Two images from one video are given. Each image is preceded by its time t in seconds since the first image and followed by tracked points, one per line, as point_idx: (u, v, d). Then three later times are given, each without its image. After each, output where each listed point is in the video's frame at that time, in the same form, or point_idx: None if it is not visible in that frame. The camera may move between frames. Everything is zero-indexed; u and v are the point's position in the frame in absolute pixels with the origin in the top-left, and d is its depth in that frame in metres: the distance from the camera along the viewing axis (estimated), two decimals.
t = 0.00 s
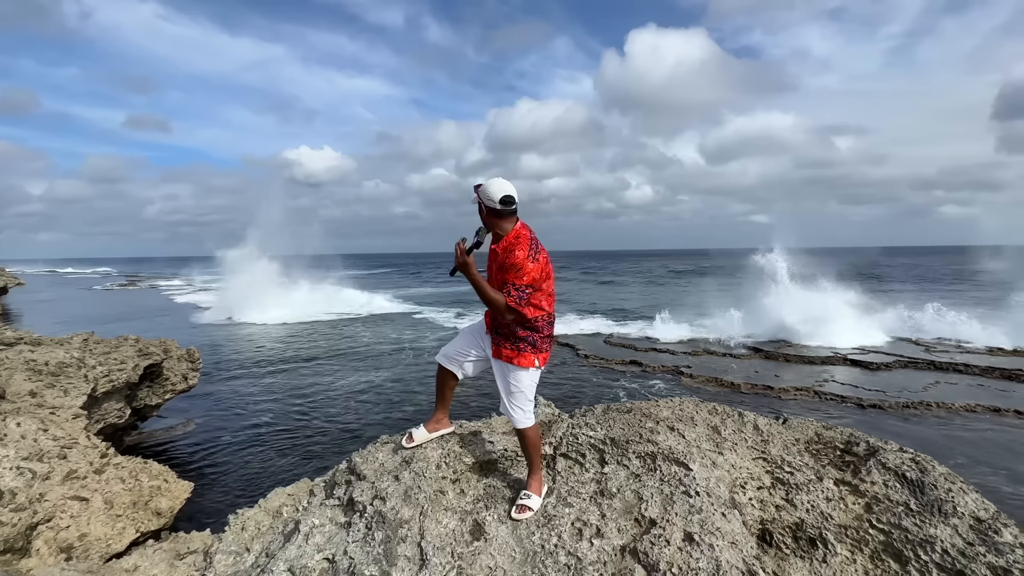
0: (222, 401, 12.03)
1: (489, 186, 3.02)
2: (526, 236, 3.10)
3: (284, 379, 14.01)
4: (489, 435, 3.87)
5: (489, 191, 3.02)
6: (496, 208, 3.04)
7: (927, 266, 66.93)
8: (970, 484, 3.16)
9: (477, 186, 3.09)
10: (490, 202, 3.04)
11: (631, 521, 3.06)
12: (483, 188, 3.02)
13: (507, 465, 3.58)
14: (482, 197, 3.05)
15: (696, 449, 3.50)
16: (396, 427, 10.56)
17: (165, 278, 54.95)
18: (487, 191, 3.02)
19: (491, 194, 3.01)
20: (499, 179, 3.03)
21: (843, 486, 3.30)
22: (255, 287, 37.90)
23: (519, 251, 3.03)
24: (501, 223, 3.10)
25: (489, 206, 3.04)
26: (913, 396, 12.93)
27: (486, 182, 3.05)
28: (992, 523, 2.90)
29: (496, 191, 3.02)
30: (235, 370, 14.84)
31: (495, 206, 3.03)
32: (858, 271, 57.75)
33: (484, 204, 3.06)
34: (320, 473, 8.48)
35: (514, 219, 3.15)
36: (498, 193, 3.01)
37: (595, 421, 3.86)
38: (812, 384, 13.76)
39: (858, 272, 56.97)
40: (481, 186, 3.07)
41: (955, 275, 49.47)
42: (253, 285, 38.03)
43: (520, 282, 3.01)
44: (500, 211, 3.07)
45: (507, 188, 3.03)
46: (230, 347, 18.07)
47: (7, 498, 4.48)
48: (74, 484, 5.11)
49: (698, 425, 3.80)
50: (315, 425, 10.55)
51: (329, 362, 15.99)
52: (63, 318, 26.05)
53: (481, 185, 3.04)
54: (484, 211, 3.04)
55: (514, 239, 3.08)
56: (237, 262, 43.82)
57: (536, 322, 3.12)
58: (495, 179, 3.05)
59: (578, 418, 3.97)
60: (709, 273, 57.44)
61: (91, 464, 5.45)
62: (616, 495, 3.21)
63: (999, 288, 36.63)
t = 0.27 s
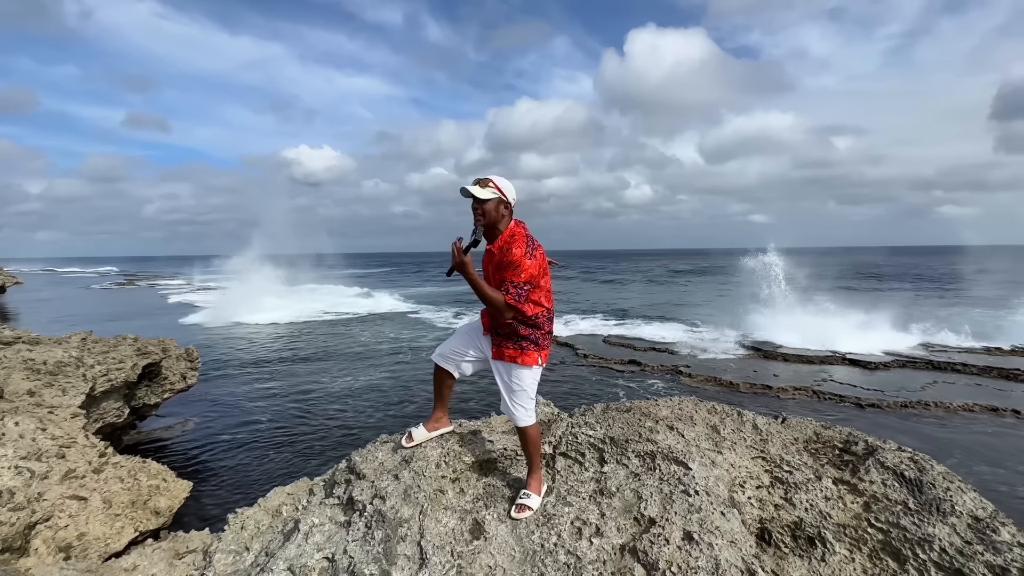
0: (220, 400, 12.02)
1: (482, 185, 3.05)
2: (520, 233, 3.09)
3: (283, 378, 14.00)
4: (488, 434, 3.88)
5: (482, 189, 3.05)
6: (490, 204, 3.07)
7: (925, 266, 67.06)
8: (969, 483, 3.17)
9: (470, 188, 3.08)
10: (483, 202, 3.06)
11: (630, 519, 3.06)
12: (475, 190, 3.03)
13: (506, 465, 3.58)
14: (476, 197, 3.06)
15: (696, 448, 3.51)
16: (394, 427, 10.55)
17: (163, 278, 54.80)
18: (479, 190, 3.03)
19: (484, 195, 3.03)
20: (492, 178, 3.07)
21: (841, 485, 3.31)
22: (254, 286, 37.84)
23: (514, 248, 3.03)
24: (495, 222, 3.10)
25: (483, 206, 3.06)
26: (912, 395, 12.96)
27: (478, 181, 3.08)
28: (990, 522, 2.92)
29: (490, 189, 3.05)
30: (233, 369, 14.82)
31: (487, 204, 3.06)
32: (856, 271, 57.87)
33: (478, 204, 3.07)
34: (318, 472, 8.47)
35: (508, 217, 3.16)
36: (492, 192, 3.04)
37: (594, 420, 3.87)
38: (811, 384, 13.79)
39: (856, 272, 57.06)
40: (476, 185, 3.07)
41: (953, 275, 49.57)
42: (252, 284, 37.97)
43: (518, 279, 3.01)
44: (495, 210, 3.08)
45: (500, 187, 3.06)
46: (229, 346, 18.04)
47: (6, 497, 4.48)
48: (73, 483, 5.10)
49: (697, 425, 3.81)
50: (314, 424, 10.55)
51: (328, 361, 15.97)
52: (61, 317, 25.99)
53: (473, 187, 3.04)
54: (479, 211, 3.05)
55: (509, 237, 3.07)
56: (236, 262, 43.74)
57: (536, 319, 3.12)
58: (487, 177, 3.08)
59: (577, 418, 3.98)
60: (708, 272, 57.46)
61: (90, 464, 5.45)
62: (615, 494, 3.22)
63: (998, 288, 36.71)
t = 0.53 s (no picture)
0: (219, 400, 12.01)
1: (500, 192, 2.94)
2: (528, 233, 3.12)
3: (282, 378, 13.98)
4: (487, 433, 3.88)
5: (501, 196, 2.94)
6: (506, 211, 2.99)
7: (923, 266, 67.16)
8: (966, 482, 3.18)
9: (483, 194, 2.97)
10: (503, 209, 2.97)
11: (629, 519, 3.07)
12: (496, 198, 2.91)
13: (506, 464, 3.58)
14: (492, 203, 2.95)
15: (695, 447, 3.52)
16: (393, 426, 10.55)
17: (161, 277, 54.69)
18: (502, 199, 2.92)
19: (506, 202, 2.94)
20: (508, 185, 2.98)
21: (839, 484, 3.32)
22: (253, 286, 37.82)
23: (530, 249, 3.04)
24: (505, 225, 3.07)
25: (502, 213, 2.97)
26: (910, 395, 12.98)
27: (495, 189, 2.94)
28: (988, 521, 2.92)
29: (509, 196, 2.96)
30: (232, 369, 14.80)
31: (505, 211, 2.98)
32: (855, 271, 57.96)
33: (497, 212, 2.96)
34: (317, 472, 8.47)
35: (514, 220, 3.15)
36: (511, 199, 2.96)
37: (593, 420, 3.88)
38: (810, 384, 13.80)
39: (855, 271, 57.15)
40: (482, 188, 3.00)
41: (951, 275, 49.65)
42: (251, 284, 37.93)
43: (534, 277, 3.03)
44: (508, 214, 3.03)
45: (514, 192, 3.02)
46: (228, 345, 18.01)
47: (4, 496, 4.48)
48: (71, 483, 5.09)
49: (696, 424, 3.81)
50: (313, 424, 10.54)
51: (327, 361, 15.96)
52: (59, 317, 25.95)
53: (491, 194, 2.92)
54: (498, 220, 2.95)
55: (519, 238, 3.08)
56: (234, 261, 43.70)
57: (547, 317, 3.16)
58: (503, 184, 2.97)
59: (576, 417, 3.98)
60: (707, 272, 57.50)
61: (88, 463, 5.44)
62: (615, 493, 3.22)
63: (996, 288, 36.78)
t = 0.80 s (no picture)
0: (218, 400, 11.99)
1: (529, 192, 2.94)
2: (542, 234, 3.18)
3: (281, 377, 13.98)
4: (486, 433, 3.88)
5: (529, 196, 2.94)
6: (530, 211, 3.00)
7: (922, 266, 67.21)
8: (965, 482, 3.18)
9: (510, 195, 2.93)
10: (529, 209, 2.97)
11: (628, 518, 3.07)
12: (527, 197, 2.90)
13: (505, 464, 3.58)
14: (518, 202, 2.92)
15: (693, 447, 3.52)
16: (393, 426, 10.54)
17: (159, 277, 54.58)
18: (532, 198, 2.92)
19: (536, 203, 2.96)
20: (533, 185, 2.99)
21: (838, 484, 3.32)
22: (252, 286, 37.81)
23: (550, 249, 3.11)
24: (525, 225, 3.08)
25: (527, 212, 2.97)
26: (909, 395, 12.99)
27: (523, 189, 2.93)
28: (986, 521, 2.93)
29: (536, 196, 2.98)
30: (231, 369, 14.79)
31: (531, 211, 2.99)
32: (854, 271, 58.03)
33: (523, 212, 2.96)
34: (316, 472, 8.47)
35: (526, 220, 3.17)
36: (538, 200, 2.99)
37: (592, 419, 3.88)
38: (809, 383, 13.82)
39: (854, 271, 57.21)
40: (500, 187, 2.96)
41: (950, 275, 49.67)
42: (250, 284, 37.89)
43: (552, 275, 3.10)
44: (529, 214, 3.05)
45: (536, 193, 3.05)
46: (227, 345, 17.99)
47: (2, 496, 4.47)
48: (69, 483, 5.09)
49: (695, 424, 3.82)
50: (312, 424, 10.54)
51: (326, 361, 15.94)
52: (57, 317, 25.90)
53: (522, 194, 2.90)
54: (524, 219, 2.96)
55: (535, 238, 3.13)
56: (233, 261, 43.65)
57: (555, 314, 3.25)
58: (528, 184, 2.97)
59: (575, 417, 3.98)
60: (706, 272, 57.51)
61: (87, 463, 5.44)
62: (613, 493, 3.22)
63: (995, 288, 36.81)
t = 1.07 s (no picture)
0: (218, 400, 11.99)
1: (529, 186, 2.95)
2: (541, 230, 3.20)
3: (281, 377, 13.98)
4: (486, 433, 3.88)
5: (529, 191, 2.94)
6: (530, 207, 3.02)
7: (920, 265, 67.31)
8: (963, 481, 3.18)
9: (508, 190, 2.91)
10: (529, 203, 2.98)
11: (627, 518, 3.07)
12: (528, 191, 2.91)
13: (504, 463, 3.58)
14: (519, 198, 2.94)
15: (693, 446, 3.52)
16: (392, 426, 10.54)
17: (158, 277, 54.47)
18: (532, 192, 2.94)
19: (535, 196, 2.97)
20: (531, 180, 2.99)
21: (837, 484, 3.32)
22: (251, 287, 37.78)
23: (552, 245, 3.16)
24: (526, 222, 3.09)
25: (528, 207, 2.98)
26: (908, 394, 13.01)
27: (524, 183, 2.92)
28: (985, 520, 2.93)
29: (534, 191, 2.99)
30: (231, 369, 14.79)
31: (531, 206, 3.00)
32: (853, 271, 58.08)
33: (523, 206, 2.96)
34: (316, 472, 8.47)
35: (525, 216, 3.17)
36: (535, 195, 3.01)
37: (591, 419, 3.88)
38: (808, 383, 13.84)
39: (853, 271, 57.29)
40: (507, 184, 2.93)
41: (948, 275, 49.71)
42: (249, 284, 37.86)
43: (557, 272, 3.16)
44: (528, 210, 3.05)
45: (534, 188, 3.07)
46: (226, 345, 17.98)
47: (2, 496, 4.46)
48: (68, 483, 5.08)
49: (694, 423, 3.82)
50: (312, 424, 10.54)
51: (326, 361, 15.93)
52: (55, 317, 25.84)
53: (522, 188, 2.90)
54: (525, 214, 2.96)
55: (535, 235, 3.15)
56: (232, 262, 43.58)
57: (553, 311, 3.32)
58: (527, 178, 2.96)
59: (574, 417, 3.99)
60: (705, 272, 57.53)
61: (85, 463, 5.43)
62: (612, 493, 3.22)
63: (994, 288, 36.86)
